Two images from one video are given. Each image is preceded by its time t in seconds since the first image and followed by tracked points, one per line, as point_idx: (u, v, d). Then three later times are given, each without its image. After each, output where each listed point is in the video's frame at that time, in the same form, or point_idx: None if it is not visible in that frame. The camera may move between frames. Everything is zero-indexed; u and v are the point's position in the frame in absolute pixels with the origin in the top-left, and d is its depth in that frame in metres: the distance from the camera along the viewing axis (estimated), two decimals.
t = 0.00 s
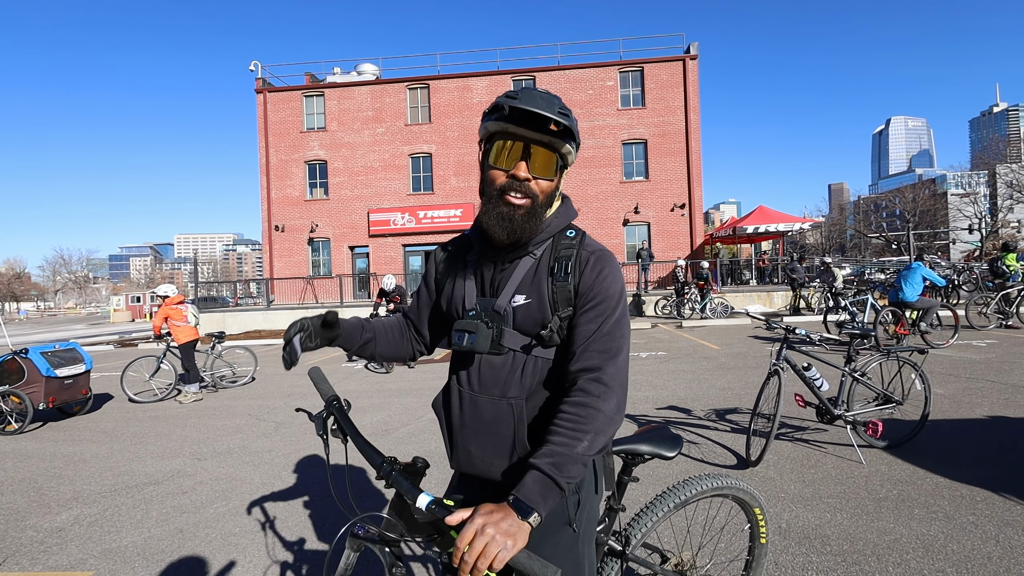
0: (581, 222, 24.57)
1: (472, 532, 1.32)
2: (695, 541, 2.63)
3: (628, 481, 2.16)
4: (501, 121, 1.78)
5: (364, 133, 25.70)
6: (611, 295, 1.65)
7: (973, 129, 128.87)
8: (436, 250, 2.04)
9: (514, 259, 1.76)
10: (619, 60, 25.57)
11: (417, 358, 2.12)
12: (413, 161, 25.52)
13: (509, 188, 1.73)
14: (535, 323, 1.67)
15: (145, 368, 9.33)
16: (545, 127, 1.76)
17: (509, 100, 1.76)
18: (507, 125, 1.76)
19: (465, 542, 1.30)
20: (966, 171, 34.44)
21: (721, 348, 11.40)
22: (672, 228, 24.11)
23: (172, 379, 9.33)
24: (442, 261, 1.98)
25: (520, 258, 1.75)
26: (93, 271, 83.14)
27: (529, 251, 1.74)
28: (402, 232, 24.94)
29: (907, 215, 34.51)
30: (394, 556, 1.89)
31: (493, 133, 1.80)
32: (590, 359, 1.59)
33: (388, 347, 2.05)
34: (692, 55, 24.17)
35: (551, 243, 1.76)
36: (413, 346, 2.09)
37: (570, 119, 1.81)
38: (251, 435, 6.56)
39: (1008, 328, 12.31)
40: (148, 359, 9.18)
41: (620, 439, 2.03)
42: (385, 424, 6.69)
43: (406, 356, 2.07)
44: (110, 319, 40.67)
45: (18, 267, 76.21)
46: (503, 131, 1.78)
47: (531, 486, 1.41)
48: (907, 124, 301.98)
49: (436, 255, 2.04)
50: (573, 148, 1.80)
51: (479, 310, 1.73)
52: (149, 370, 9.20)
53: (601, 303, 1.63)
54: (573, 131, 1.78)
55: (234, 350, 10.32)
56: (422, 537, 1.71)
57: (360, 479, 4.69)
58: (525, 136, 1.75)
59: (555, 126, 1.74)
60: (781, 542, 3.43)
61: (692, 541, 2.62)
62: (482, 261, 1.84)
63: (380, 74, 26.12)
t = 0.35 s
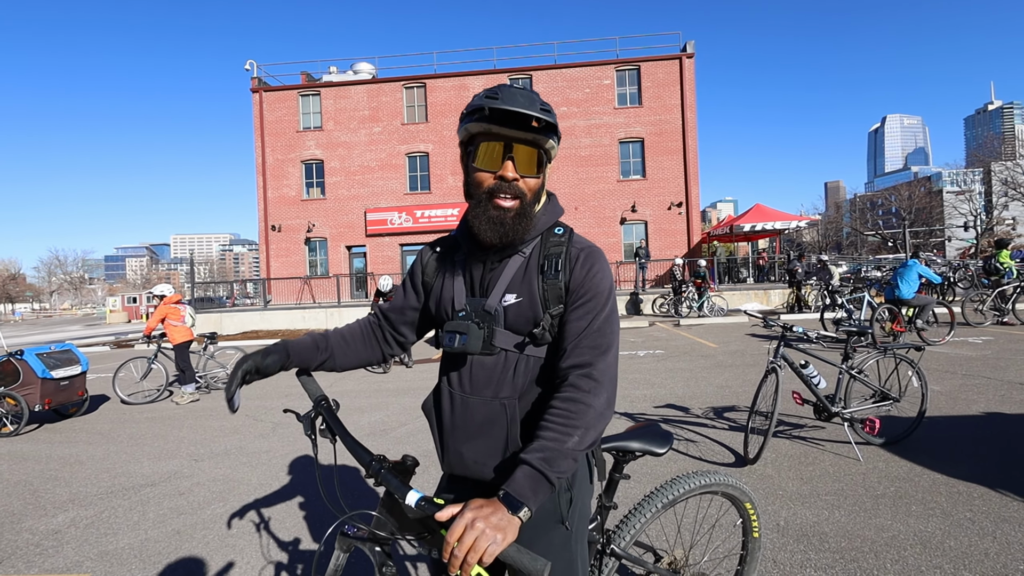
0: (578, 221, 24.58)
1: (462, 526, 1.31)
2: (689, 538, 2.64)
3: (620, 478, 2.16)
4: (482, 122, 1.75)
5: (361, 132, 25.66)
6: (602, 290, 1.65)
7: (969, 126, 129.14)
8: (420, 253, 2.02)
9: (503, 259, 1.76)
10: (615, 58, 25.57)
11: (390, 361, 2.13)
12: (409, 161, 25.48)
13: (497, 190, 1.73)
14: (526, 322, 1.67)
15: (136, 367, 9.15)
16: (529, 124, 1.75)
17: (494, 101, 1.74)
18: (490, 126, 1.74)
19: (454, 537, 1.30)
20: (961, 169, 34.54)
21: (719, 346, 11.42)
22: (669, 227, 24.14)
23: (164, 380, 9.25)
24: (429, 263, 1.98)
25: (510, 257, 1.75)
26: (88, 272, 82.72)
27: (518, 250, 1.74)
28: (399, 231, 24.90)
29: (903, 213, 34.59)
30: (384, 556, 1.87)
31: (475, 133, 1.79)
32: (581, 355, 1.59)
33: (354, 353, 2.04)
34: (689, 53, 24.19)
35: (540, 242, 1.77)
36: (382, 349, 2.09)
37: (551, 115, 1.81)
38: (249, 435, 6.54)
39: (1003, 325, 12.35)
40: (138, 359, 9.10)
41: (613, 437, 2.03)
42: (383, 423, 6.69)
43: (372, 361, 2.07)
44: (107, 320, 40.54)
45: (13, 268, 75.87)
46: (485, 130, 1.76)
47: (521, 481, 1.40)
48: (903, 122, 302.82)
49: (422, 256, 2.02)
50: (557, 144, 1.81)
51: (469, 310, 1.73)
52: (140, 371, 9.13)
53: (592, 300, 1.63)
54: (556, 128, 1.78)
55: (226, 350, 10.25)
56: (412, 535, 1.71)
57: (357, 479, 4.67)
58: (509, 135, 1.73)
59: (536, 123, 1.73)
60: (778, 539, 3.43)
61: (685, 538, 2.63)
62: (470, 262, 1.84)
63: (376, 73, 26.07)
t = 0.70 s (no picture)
0: (578, 222, 24.59)
1: (455, 525, 1.30)
2: (685, 539, 2.63)
3: (615, 479, 2.15)
4: (452, 132, 1.71)
5: (361, 133, 25.66)
6: (577, 281, 1.65)
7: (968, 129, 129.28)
8: (391, 263, 1.99)
9: (481, 263, 1.75)
10: (615, 60, 25.59)
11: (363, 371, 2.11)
12: (409, 161, 25.48)
13: (473, 198, 1.70)
14: (508, 323, 1.67)
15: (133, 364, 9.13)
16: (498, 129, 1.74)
17: (464, 109, 1.69)
18: (462, 136, 1.71)
19: (448, 536, 1.29)
20: (960, 172, 34.59)
21: (718, 347, 11.42)
22: (668, 228, 24.14)
23: (161, 379, 9.23)
24: (402, 273, 1.95)
25: (488, 261, 1.74)
26: (88, 271, 82.60)
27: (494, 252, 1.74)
28: (399, 232, 24.90)
29: (902, 215, 34.61)
30: (380, 557, 1.87)
31: (443, 142, 1.74)
32: (561, 347, 1.59)
33: (331, 369, 2.03)
34: (689, 55, 24.22)
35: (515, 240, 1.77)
36: (355, 359, 2.07)
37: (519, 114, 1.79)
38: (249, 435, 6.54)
39: (1003, 327, 12.34)
40: (135, 359, 9.09)
41: (608, 438, 2.02)
42: (381, 424, 6.68)
43: (347, 373, 2.05)
44: (106, 319, 40.54)
45: (12, 267, 75.77)
46: (453, 139, 1.72)
47: (511, 480, 1.40)
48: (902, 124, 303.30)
49: (394, 267, 1.99)
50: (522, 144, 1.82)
51: (451, 318, 1.72)
52: (138, 371, 9.12)
53: (569, 290, 1.63)
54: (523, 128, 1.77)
55: (224, 351, 10.24)
56: (409, 538, 1.70)
57: (354, 480, 4.67)
58: (480, 142, 1.71)
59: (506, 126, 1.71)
60: (776, 541, 3.43)
61: (681, 539, 2.63)
62: (447, 269, 1.82)
63: (377, 73, 26.07)
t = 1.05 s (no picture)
0: (583, 226, 24.59)
1: (457, 534, 1.30)
2: (688, 547, 2.61)
3: (618, 486, 2.14)
4: (443, 143, 1.72)
5: (367, 136, 25.76)
6: (573, 282, 1.65)
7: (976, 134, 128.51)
8: (390, 271, 2.00)
9: (478, 269, 1.74)
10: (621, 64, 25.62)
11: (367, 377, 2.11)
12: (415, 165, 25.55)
13: (468, 206, 1.70)
14: (506, 329, 1.66)
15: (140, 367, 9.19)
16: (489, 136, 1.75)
17: (456, 119, 1.70)
18: (454, 146, 1.71)
19: (450, 545, 1.29)
20: (968, 178, 34.41)
21: (723, 353, 11.38)
22: (674, 233, 24.09)
23: (168, 380, 9.26)
24: (401, 282, 1.95)
25: (485, 266, 1.74)
26: (96, 273, 83.13)
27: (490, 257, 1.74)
28: (404, 235, 24.96)
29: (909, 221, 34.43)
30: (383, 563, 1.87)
31: (434, 151, 1.75)
32: (558, 351, 1.58)
33: (335, 373, 2.03)
34: (694, 60, 24.22)
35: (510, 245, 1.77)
36: (357, 364, 2.07)
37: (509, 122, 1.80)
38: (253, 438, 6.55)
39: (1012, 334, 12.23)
40: (142, 360, 9.13)
41: (611, 445, 2.01)
42: (385, 427, 6.68)
43: (350, 378, 2.05)
44: (113, 320, 40.80)
45: (21, 268, 76.36)
46: (445, 147, 1.73)
47: (513, 487, 1.40)
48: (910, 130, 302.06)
49: (393, 275, 2.00)
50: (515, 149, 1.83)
51: (450, 325, 1.72)
52: (144, 372, 9.16)
53: (565, 293, 1.62)
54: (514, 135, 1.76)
55: (230, 353, 10.30)
56: (410, 544, 1.69)
57: (358, 484, 4.66)
58: (471, 149, 1.72)
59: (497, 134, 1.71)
60: (782, 549, 3.41)
61: (684, 547, 2.61)
62: (444, 277, 1.82)
63: (383, 77, 26.20)
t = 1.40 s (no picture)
0: (587, 230, 24.57)
1: (466, 539, 1.30)
2: (694, 553, 2.60)
3: (625, 491, 2.13)
4: (445, 148, 1.72)
5: (372, 140, 25.85)
6: (583, 288, 1.64)
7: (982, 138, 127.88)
8: (400, 274, 2.01)
9: (485, 274, 1.74)
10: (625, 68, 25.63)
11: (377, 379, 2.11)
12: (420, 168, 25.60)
13: (469, 212, 1.70)
14: (515, 333, 1.66)
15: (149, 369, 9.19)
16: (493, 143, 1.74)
17: (459, 126, 1.69)
18: (457, 151, 1.72)
19: (459, 551, 1.28)
20: (975, 181, 34.22)
21: (728, 357, 11.33)
22: (678, 236, 24.04)
23: (174, 382, 9.30)
24: (412, 285, 1.96)
25: (492, 271, 1.73)
26: (102, 275, 83.52)
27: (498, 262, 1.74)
28: (409, 238, 25.00)
29: (916, 225, 34.24)
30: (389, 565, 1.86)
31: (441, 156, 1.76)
32: (568, 356, 1.58)
33: (346, 376, 2.03)
34: (699, 63, 24.20)
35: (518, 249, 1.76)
36: (368, 366, 2.07)
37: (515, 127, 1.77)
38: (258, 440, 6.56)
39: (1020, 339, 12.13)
40: (148, 362, 9.17)
41: (619, 449, 2.00)
42: (389, 430, 6.69)
43: (361, 381, 2.05)
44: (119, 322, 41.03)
45: (29, 270, 77.01)
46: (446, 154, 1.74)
47: (521, 493, 1.39)
48: (916, 133, 300.96)
49: (402, 278, 2.01)
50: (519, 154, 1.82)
51: (458, 328, 1.72)
52: (151, 374, 9.20)
53: (575, 299, 1.62)
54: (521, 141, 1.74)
55: (236, 354, 10.34)
56: (418, 546, 1.69)
57: (363, 487, 4.65)
58: (473, 155, 1.72)
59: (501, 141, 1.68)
60: (788, 554, 3.39)
61: (691, 552, 2.59)
62: (453, 280, 1.82)
63: (389, 81, 26.29)
